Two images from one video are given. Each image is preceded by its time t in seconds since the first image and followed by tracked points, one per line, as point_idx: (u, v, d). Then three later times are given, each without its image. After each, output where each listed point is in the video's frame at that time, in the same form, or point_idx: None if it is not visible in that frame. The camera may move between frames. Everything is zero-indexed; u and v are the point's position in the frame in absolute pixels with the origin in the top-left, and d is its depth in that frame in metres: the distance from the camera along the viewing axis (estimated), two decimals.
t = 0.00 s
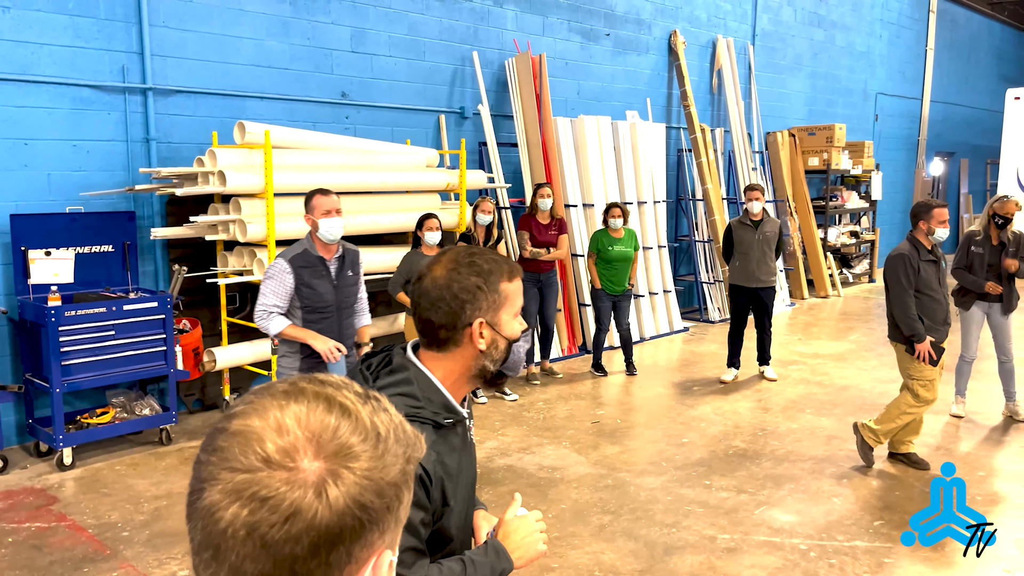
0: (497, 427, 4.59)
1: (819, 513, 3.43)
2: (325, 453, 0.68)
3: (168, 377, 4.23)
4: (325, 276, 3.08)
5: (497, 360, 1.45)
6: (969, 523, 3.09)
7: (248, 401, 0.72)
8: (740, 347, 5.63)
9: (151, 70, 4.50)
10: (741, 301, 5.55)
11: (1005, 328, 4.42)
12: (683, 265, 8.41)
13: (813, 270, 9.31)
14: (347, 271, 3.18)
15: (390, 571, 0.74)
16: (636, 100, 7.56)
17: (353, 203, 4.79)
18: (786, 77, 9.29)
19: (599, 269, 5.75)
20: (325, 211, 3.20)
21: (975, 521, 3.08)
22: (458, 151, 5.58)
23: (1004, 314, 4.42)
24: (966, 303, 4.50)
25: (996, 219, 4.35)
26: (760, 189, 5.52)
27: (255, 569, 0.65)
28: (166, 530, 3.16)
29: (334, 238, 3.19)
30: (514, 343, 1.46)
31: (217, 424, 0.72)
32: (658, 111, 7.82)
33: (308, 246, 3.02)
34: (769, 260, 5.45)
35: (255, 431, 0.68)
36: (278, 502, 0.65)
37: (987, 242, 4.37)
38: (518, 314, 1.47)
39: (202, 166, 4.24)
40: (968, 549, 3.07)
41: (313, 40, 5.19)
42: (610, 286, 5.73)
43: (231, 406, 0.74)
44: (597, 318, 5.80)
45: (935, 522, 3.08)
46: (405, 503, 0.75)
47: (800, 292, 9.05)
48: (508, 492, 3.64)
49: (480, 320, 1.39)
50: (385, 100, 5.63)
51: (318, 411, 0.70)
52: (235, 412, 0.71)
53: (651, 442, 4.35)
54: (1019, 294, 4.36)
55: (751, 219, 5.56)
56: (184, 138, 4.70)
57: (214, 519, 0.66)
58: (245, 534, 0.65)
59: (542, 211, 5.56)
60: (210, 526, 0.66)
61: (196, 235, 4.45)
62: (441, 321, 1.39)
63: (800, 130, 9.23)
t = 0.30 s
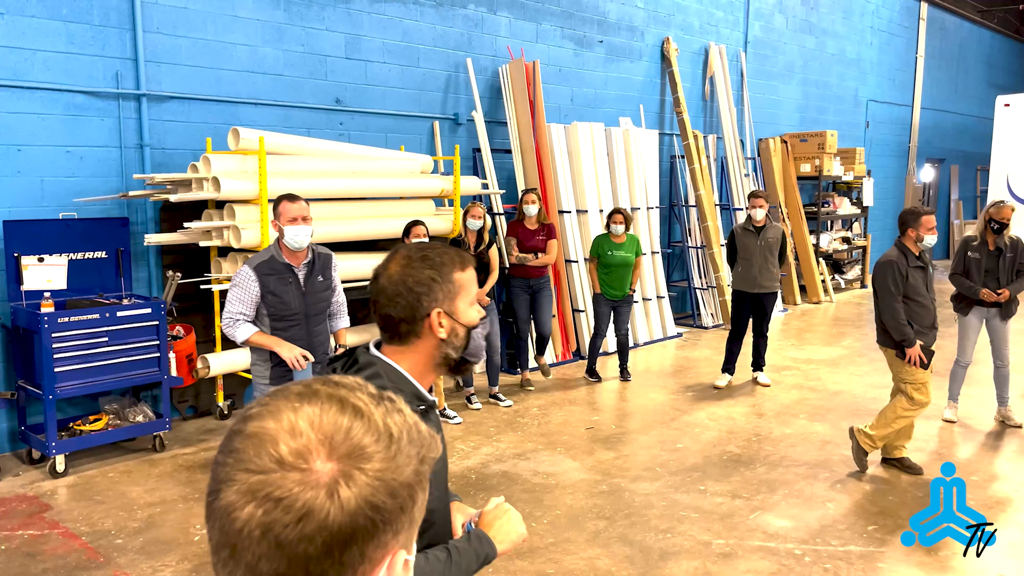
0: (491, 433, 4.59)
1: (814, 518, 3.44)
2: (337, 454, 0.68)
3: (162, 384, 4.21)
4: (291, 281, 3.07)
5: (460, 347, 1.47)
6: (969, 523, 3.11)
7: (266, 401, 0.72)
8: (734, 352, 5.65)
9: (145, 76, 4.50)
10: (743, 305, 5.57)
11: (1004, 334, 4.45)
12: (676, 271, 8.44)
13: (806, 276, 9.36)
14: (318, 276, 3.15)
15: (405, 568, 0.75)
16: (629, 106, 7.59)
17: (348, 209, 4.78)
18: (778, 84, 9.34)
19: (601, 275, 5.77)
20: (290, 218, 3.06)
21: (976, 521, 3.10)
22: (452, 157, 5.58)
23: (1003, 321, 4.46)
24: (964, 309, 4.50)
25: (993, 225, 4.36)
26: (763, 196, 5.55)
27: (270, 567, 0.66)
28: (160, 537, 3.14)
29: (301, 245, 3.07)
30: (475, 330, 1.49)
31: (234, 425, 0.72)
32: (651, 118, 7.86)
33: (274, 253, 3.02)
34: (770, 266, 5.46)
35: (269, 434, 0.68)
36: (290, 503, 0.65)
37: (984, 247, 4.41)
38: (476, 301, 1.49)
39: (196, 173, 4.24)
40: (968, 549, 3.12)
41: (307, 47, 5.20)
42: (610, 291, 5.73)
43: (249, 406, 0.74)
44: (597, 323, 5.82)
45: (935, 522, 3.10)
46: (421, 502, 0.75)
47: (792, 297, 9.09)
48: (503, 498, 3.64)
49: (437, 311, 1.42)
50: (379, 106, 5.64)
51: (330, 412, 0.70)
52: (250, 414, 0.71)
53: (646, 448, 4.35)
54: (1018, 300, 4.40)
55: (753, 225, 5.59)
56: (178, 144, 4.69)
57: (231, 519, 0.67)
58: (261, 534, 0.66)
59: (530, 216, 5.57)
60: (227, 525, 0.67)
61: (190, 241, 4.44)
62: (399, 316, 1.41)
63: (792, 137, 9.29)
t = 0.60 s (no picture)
0: (486, 439, 4.58)
1: (808, 524, 3.44)
2: (350, 453, 0.67)
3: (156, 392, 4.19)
4: (280, 289, 3.05)
5: (405, 335, 1.64)
6: (969, 523, 3.18)
7: (295, 400, 0.73)
8: (729, 358, 5.66)
9: (140, 83, 4.50)
10: (741, 308, 5.60)
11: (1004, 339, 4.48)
12: (670, 277, 8.46)
13: (799, 282, 9.39)
14: (306, 282, 3.15)
15: None
16: (623, 113, 7.61)
17: (343, 216, 4.80)
18: (771, 91, 9.39)
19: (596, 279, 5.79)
20: (273, 225, 3.19)
21: (975, 521, 3.17)
22: (447, 164, 5.59)
23: (1003, 326, 4.48)
24: (963, 316, 4.53)
25: (990, 231, 4.40)
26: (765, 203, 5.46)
27: (276, 556, 0.66)
28: (154, 545, 3.13)
29: (285, 251, 3.17)
30: (418, 320, 1.66)
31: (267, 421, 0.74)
32: (644, 124, 7.89)
33: (261, 262, 3.01)
34: (768, 272, 5.48)
35: (291, 427, 0.69)
36: (299, 494, 0.65)
37: (982, 254, 4.44)
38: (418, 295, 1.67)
39: (191, 179, 4.23)
40: (968, 549, 3.18)
41: (302, 54, 5.20)
42: (607, 296, 5.75)
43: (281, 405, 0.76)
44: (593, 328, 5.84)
45: (936, 523, 3.17)
46: (434, 515, 0.73)
47: (786, 303, 9.12)
48: (498, 505, 3.63)
49: (386, 299, 1.58)
50: (374, 113, 5.65)
51: (348, 413, 0.70)
52: (279, 410, 0.73)
53: (641, 454, 4.35)
54: (1018, 307, 4.43)
55: (753, 231, 5.61)
56: (172, 151, 4.69)
57: (245, 506, 0.68)
58: (270, 521, 0.66)
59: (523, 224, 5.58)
60: (242, 511, 0.68)
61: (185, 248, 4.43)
62: (349, 304, 1.57)
63: (785, 144, 9.34)
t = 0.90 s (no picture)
0: (482, 445, 4.58)
1: (804, 529, 3.45)
2: (360, 443, 0.68)
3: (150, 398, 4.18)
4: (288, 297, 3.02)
5: (362, 323, 1.75)
6: (970, 523, 3.23)
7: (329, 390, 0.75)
8: (724, 363, 5.68)
9: (134, 89, 4.50)
10: (735, 314, 5.62)
11: (1001, 345, 4.46)
12: (665, 283, 8.48)
13: (793, 287, 9.43)
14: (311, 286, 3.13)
15: None
16: (617, 119, 7.64)
17: (338, 222, 4.79)
18: (765, 98, 9.44)
19: (585, 286, 5.78)
20: (282, 232, 3.26)
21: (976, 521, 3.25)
22: (443, 170, 5.60)
23: (1001, 333, 4.46)
24: (960, 321, 4.56)
25: (984, 236, 4.42)
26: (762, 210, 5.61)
27: (271, 524, 0.68)
28: (148, 552, 3.11)
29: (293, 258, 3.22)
30: (373, 308, 1.77)
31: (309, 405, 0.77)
32: (639, 131, 7.91)
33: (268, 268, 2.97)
34: (763, 277, 5.49)
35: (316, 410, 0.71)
36: (302, 471, 0.67)
37: (978, 259, 4.46)
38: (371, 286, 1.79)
39: (186, 185, 4.23)
40: (969, 549, 3.23)
41: (297, 60, 5.21)
42: (595, 303, 5.75)
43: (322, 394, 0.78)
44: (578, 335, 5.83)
45: (936, 523, 3.21)
46: (436, 529, 0.72)
47: (780, 309, 9.15)
48: (494, 511, 3.62)
49: (343, 289, 1.69)
50: (369, 120, 5.66)
51: (373, 406, 0.71)
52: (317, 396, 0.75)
53: (636, 460, 4.36)
54: (1014, 313, 4.43)
55: (753, 237, 5.64)
56: (167, 157, 4.69)
57: (258, 475, 0.70)
58: (273, 492, 0.68)
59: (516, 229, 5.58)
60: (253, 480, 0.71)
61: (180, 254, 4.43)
62: (308, 298, 1.67)
63: (778, 150, 9.39)
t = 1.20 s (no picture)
0: (476, 453, 4.57)
1: (797, 535, 3.46)
2: (379, 456, 0.71)
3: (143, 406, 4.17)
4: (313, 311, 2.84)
5: (353, 325, 1.78)
6: (969, 523, 3.29)
7: (309, 406, 0.75)
8: (716, 369, 5.71)
9: (128, 97, 4.50)
10: (727, 321, 5.64)
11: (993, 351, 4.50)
12: (658, 290, 8.50)
13: (786, 294, 9.46)
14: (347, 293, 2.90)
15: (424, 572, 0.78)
16: (610, 127, 7.66)
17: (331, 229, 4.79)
18: (758, 106, 9.50)
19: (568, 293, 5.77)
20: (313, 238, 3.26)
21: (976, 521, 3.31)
22: (436, 177, 5.61)
23: (993, 338, 4.49)
24: (953, 328, 4.57)
25: (977, 244, 4.47)
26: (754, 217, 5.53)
27: (311, 557, 0.69)
28: (141, 560, 3.10)
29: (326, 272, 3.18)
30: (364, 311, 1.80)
31: (278, 423, 0.76)
32: (632, 138, 7.94)
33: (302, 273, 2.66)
34: (754, 284, 5.52)
35: (318, 432, 0.71)
36: (338, 498, 0.68)
37: (971, 266, 4.51)
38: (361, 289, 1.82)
39: (180, 192, 4.23)
40: (968, 549, 3.29)
41: (291, 68, 5.22)
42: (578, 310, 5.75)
43: (292, 410, 0.77)
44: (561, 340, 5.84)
45: (936, 522, 3.25)
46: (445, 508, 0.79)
47: (773, 315, 9.18)
48: (488, 518, 3.62)
49: (335, 292, 1.71)
50: (363, 127, 5.67)
51: (375, 417, 0.74)
52: (296, 415, 0.75)
53: (630, 466, 4.36)
54: (1007, 319, 4.47)
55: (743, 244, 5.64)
56: (161, 164, 4.69)
57: (276, 512, 0.70)
58: (306, 525, 0.68)
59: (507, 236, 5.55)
60: (272, 517, 0.70)
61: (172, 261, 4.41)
62: (303, 299, 1.68)
63: (771, 158, 9.44)
